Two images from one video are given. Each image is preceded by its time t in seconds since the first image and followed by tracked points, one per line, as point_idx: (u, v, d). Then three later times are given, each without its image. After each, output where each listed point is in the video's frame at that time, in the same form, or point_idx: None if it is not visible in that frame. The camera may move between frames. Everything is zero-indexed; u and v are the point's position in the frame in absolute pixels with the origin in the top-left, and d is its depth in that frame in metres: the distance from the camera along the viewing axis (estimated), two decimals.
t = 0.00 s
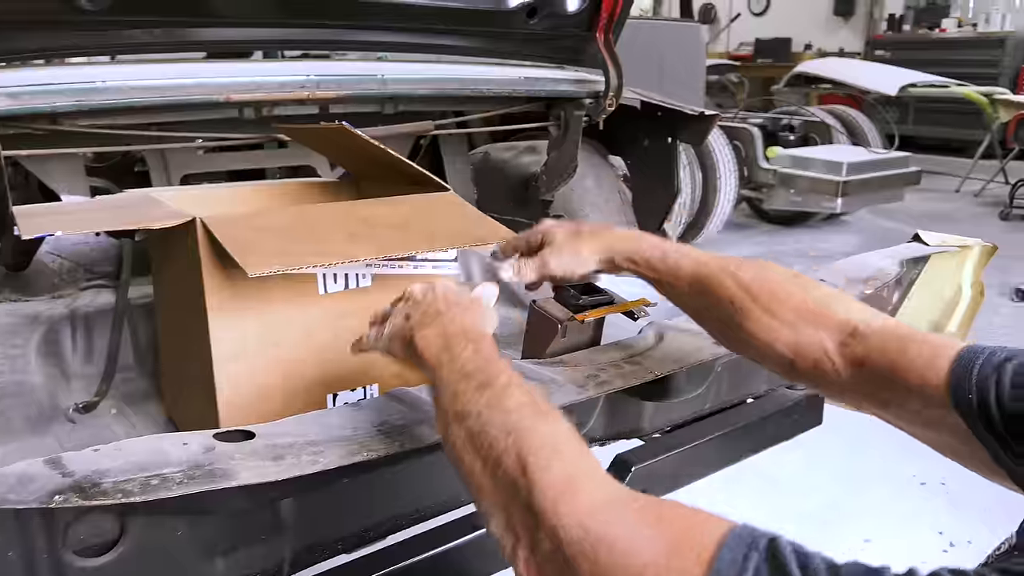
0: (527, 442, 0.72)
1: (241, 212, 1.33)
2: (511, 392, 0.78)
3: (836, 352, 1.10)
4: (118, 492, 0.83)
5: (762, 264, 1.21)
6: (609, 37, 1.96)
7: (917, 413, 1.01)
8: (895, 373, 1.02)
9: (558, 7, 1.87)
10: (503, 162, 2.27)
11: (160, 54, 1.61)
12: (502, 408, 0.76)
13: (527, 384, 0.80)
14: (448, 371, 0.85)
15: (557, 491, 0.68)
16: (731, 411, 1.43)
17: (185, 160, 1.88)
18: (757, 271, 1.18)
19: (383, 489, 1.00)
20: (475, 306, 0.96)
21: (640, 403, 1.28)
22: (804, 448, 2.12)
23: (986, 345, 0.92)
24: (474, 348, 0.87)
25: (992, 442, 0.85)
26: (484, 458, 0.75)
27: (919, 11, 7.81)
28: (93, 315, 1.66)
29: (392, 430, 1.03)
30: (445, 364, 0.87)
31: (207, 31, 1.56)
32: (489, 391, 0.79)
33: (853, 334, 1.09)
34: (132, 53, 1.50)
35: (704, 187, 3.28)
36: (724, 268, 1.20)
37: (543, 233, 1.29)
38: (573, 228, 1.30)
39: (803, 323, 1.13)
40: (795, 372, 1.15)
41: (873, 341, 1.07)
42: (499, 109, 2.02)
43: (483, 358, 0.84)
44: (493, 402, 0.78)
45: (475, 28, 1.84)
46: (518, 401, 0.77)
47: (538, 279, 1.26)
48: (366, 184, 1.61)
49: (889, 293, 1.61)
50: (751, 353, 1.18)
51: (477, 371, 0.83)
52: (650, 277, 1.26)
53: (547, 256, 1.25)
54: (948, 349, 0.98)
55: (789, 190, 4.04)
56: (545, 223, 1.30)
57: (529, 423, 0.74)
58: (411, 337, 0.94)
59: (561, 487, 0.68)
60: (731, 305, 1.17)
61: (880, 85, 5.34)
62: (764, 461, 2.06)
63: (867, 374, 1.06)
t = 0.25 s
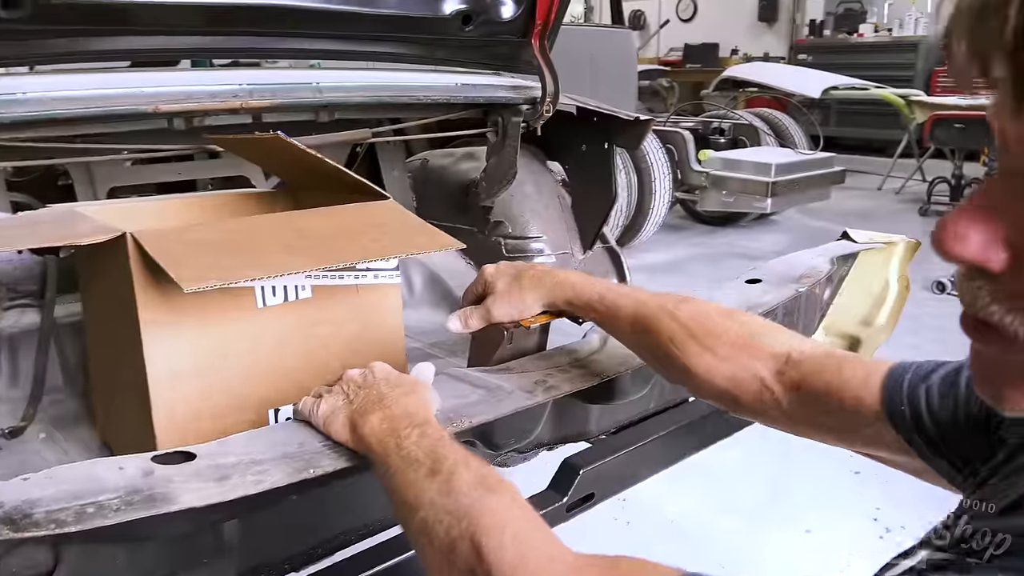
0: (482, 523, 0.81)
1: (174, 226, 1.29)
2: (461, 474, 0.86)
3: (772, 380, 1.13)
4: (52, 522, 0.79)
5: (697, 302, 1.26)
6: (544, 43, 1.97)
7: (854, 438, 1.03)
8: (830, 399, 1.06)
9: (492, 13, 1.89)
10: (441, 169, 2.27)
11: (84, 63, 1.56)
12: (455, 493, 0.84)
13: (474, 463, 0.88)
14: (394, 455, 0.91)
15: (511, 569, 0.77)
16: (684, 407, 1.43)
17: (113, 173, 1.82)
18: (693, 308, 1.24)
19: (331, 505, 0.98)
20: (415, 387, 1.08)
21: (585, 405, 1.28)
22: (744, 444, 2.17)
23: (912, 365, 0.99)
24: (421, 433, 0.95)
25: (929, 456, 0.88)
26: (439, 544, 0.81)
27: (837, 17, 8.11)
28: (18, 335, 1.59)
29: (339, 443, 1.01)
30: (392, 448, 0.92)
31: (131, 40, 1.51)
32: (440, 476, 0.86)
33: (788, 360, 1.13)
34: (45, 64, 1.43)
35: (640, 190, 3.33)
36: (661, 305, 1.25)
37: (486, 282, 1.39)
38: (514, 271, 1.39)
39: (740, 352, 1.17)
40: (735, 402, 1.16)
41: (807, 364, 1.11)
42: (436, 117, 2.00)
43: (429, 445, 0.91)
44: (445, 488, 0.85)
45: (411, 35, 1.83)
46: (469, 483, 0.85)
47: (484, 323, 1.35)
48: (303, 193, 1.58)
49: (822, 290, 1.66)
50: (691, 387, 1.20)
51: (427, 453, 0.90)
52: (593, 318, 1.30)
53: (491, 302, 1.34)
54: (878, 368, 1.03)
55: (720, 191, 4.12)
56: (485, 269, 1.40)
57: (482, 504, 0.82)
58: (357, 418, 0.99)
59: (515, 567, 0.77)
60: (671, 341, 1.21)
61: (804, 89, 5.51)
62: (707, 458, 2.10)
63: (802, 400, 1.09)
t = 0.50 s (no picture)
0: (459, 541, 0.78)
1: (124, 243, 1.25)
2: (434, 493, 0.84)
3: (732, 390, 1.13)
4: (6, 552, 0.76)
5: (657, 315, 1.26)
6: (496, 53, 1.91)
7: (814, 445, 1.03)
8: (789, 409, 1.06)
9: (443, 23, 1.88)
10: (395, 178, 2.25)
11: (24, 77, 1.51)
12: (428, 512, 0.82)
13: (447, 480, 0.86)
14: (365, 472, 0.90)
15: None
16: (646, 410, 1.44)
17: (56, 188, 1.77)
18: (653, 320, 1.24)
19: (297, 523, 0.96)
20: (381, 401, 1.07)
21: (548, 412, 1.29)
22: (703, 445, 2.19)
23: (872, 373, 0.99)
24: (390, 448, 0.93)
25: (893, 462, 0.90)
26: (418, 564, 0.79)
27: (778, 24, 8.32)
28: None
29: (304, 459, 0.98)
30: (362, 464, 0.92)
31: (74, 53, 1.47)
32: (414, 495, 0.84)
33: (747, 370, 1.14)
34: None
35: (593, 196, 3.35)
36: (621, 318, 1.26)
37: (448, 293, 1.40)
38: (477, 283, 1.40)
39: (699, 363, 1.17)
40: (695, 414, 1.16)
41: (766, 373, 1.11)
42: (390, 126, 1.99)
43: (400, 459, 0.90)
44: (418, 506, 0.83)
45: (364, 44, 1.84)
46: (442, 501, 0.83)
47: (447, 335, 1.37)
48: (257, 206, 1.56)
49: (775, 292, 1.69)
50: (652, 400, 1.20)
51: (399, 471, 0.88)
52: (555, 331, 1.30)
53: (450, 314, 1.35)
54: (836, 380, 1.03)
55: (671, 196, 4.16)
56: (447, 280, 1.41)
57: (456, 520, 0.80)
58: (324, 435, 0.98)
59: None
60: (632, 353, 1.20)
61: (749, 94, 5.63)
62: (667, 459, 2.12)
63: (761, 410, 1.09)
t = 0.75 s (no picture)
0: (447, 533, 0.77)
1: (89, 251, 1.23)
2: (419, 488, 0.82)
3: (705, 385, 1.15)
4: None
5: (631, 313, 1.27)
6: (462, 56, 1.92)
7: (787, 438, 1.05)
8: (762, 402, 1.08)
9: (408, 27, 1.88)
10: (361, 183, 2.24)
11: None
12: (414, 507, 0.80)
13: (432, 476, 0.85)
14: (346, 474, 0.89)
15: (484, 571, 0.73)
16: (618, 409, 1.45)
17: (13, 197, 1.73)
18: (626, 318, 1.25)
19: (275, 530, 0.95)
20: (359, 405, 1.06)
21: (524, 411, 1.29)
22: (673, 443, 2.21)
23: (843, 365, 1.02)
24: (372, 448, 0.92)
25: (863, 453, 0.96)
26: (406, 560, 0.78)
27: (734, 29, 8.46)
28: None
29: (282, 463, 0.98)
30: (343, 467, 0.90)
31: (32, 58, 1.44)
32: (399, 492, 0.83)
33: (720, 365, 1.16)
34: None
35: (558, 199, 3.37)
36: (596, 317, 1.26)
37: (423, 294, 1.40)
38: (451, 284, 1.40)
39: (673, 359, 1.19)
40: (668, 410, 1.17)
41: (738, 368, 1.13)
42: (354, 131, 1.97)
43: (382, 458, 0.89)
44: (404, 502, 0.82)
45: (329, 49, 1.83)
46: (428, 495, 0.81)
47: (422, 338, 1.36)
48: (223, 212, 1.55)
49: (742, 289, 1.72)
50: (626, 397, 1.21)
51: (381, 469, 0.87)
52: (530, 332, 1.30)
53: (425, 315, 1.35)
54: (808, 373, 1.05)
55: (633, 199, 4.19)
56: (422, 282, 1.40)
57: (442, 514, 0.79)
58: (304, 440, 0.98)
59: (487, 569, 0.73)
60: (606, 351, 1.21)
61: (708, 98, 5.72)
62: (637, 458, 2.14)
63: (734, 404, 1.11)
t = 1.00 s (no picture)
0: (433, 525, 0.77)
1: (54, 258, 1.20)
2: (403, 485, 0.82)
3: (680, 380, 1.17)
4: None
5: (607, 312, 1.28)
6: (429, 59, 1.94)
7: (762, 431, 1.07)
8: (737, 396, 1.10)
9: (377, 31, 1.87)
10: (329, 187, 2.22)
11: None
12: (399, 502, 0.80)
13: (414, 472, 0.85)
14: (327, 474, 0.88)
15: (473, 564, 0.73)
16: (591, 407, 1.46)
17: None
18: (601, 316, 1.26)
19: (253, 534, 0.94)
20: (337, 407, 1.05)
21: (499, 412, 1.29)
22: (644, 442, 2.23)
23: (816, 359, 1.06)
24: (352, 449, 0.92)
25: (834, 443, 1.00)
26: (392, 555, 0.77)
27: (697, 32, 8.56)
28: None
29: (259, 467, 0.98)
30: (324, 469, 0.90)
31: None
32: (383, 489, 0.82)
33: (695, 361, 1.17)
34: None
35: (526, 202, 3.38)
36: (572, 315, 1.27)
37: (398, 295, 1.39)
38: (427, 284, 1.39)
39: (649, 355, 1.20)
40: (645, 406, 1.18)
41: (713, 363, 1.15)
42: (321, 135, 1.96)
43: (363, 458, 0.89)
44: (388, 499, 0.81)
45: (296, 52, 1.81)
46: (413, 490, 0.81)
47: (397, 339, 1.36)
48: (189, 218, 1.53)
49: (712, 288, 1.74)
50: (603, 394, 1.22)
51: (364, 468, 0.87)
52: (505, 333, 1.30)
53: (400, 317, 1.35)
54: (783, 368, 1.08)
55: (601, 202, 4.23)
56: (397, 283, 1.40)
57: (428, 507, 0.79)
58: (282, 443, 0.97)
59: (475, 561, 0.73)
60: (582, 349, 1.22)
61: (672, 101, 5.78)
62: (609, 457, 2.15)
63: (709, 399, 1.13)
